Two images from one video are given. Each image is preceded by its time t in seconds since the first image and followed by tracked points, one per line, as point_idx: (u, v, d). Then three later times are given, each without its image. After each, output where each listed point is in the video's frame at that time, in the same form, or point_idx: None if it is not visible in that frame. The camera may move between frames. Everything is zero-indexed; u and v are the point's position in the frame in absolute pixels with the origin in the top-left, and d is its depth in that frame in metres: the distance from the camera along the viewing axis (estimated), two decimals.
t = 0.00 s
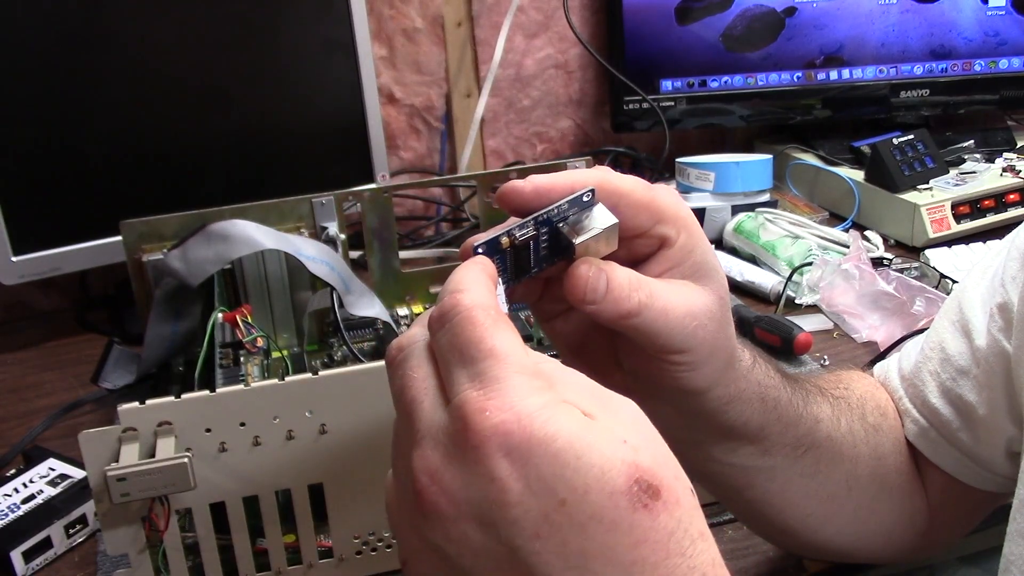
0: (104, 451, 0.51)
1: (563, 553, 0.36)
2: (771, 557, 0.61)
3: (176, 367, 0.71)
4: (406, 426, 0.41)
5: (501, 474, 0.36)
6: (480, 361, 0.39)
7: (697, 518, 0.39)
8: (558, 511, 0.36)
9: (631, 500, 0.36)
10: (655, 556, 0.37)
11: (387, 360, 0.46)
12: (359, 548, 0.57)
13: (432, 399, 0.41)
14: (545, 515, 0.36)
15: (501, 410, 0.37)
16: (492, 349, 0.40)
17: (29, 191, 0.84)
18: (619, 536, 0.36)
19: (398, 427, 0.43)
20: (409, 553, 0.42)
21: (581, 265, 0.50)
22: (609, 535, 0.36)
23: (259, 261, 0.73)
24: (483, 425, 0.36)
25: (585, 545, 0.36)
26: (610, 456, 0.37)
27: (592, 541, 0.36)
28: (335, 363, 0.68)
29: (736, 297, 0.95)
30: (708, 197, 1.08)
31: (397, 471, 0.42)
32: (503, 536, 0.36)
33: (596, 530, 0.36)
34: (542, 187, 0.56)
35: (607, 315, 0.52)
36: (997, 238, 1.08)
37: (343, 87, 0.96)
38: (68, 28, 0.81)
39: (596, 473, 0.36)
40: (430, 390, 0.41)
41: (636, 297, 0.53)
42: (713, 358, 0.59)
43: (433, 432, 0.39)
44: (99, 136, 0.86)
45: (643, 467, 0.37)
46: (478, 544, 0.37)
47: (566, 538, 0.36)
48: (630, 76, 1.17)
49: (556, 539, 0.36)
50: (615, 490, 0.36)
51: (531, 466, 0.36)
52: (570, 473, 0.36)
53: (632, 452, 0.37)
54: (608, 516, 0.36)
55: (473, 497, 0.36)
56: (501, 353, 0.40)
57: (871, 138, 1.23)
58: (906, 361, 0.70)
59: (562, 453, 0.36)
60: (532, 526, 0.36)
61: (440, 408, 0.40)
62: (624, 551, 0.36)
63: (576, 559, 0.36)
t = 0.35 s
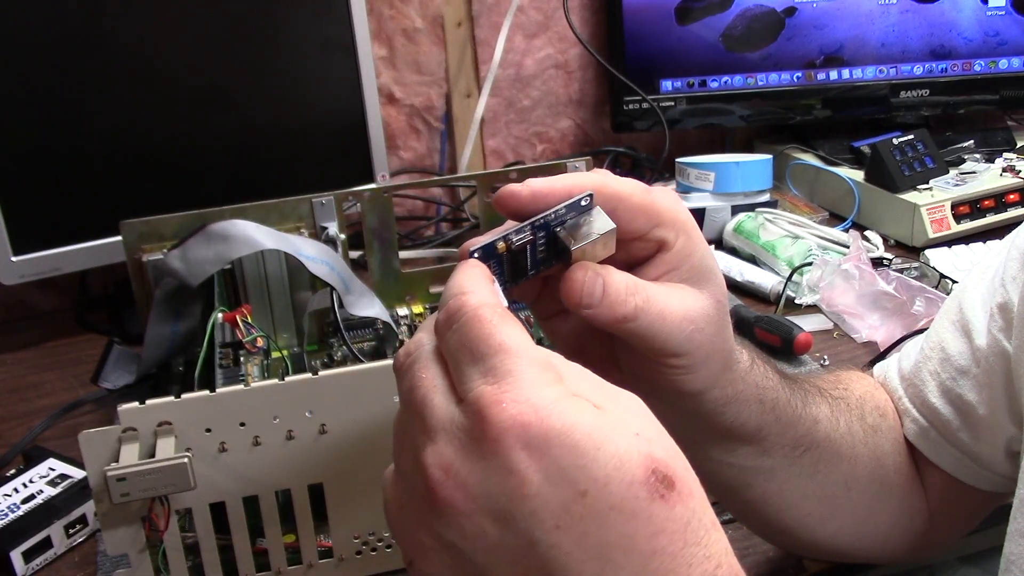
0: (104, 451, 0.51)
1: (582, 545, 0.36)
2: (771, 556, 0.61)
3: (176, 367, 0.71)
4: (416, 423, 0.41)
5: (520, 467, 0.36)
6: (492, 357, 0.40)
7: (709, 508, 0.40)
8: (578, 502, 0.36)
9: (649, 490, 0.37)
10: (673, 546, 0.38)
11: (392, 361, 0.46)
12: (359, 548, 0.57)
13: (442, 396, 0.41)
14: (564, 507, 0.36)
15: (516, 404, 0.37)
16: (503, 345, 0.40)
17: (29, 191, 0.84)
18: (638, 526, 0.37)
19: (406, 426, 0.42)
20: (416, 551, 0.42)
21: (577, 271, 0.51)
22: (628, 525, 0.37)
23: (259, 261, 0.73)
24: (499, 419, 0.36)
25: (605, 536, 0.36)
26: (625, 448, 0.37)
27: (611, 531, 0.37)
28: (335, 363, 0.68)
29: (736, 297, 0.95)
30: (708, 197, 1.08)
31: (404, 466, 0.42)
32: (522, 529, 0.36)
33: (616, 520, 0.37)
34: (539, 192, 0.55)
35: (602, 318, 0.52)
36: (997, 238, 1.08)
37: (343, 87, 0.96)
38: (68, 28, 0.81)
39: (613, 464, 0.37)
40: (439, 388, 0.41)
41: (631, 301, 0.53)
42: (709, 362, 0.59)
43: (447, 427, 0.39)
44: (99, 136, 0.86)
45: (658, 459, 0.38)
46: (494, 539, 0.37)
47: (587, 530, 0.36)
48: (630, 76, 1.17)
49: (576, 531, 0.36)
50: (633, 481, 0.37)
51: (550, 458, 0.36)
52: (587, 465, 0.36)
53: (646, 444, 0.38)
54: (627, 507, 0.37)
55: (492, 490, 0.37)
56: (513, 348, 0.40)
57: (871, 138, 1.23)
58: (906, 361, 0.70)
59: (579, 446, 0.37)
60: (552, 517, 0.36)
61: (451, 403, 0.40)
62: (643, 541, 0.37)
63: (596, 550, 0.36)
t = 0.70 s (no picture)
0: (104, 451, 0.51)
1: (597, 528, 0.37)
2: (771, 556, 0.62)
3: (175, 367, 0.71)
4: (418, 418, 0.41)
5: (538, 451, 0.36)
6: (497, 346, 0.39)
7: (717, 494, 0.41)
8: (594, 486, 0.37)
9: (662, 474, 0.39)
10: (685, 529, 0.39)
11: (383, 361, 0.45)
12: (359, 548, 0.57)
13: (444, 389, 0.40)
14: (582, 491, 0.37)
15: (532, 389, 0.37)
16: (507, 335, 0.40)
17: (29, 191, 0.84)
18: (653, 508, 0.38)
19: (407, 422, 0.42)
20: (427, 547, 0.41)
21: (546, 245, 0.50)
22: (643, 507, 0.38)
23: (259, 261, 0.73)
24: (516, 404, 0.37)
25: (622, 519, 0.37)
26: (638, 433, 0.39)
27: (627, 514, 0.38)
28: (335, 363, 0.68)
29: (736, 297, 0.95)
30: (708, 197, 1.08)
31: (412, 462, 0.42)
32: (538, 516, 0.37)
33: (632, 503, 0.38)
34: (488, 186, 0.60)
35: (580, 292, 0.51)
36: (997, 239, 1.08)
37: (343, 87, 0.96)
38: (68, 28, 0.81)
39: (628, 448, 0.38)
40: (440, 382, 0.41)
41: (605, 267, 0.51)
42: (694, 326, 0.58)
43: (456, 418, 0.39)
44: (99, 135, 0.86)
45: (669, 444, 0.39)
46: (507, 527, 0.38)
47: (603, 514, 0.37)
48: (630, 76, 1.17)
49: (593, 515, 0.37)
50: (647, 465, 0.38)
51: (567, 442, 0.37)
52: (603, 448, 0.37)
53: (658, 430, 0.40)
54: (642, 490, 0.38)
55: (505, 477, 0.37)
56: (516, 337, 0.40)
57: (871, 138, 1.23)
58: (904, 360, 0.70)
59: (594, 430, 0.38)
60: (569, 501, 0.37)
61: (456, 395, 0.40)
62: (657, 524, 0.38)
63: (612, 533, 0.37)
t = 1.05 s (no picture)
0: (104, 451, 0.51)
1: (574, 537, 0.36)
2: (771, 556, 0.62)
3: (175, 367, 0.71)
4: (411, 431, 0.42)
5: (512, 461, 0.36)
6: (480, 359, 0.40)
7: (705, 498, 0.40)
8: (569, 495, 0.36)
9: (639, 481, 0.37)
10: (666, 537, 0.37)
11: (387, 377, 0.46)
12: (359, 548, 0.57)
13: (434, 402, 0.41)
14: (556, 499, 0.36)
15: (507, 400, 0.37)
16: (491, 346, 0.40)
17: (29, 191, 0.84)
18: (631, 517, 0.37)
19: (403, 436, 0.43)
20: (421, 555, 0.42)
21: (507, 262, 0.52)
22: (620, 516, 0.36)
23: (259, 261, 0.73)
24: (491, 415, 0.37)
25: (598, 528, 0.36)
26: (616, 440, 0.37)
27: (604, 523, 0.36)
28: (335, 363, 0.68)
29: (735, 297, 0.95)
30: (708, 198, 1.08)
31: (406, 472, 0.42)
32: (518, 524, 0.36)
33: (609, 512, 0.36)
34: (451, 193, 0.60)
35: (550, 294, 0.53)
36: (997, 239, 1.08)
37: (343, 87, 0.96)
38: (68, 28, 0.81)
39: (602, 456, 0.37)
40: (431, 395, 0.42)
41: (568, 266, 0.53)
42: (670, 301, 0.60)
43: (441, 430, 0.39)
44: (99, 135, 0.86)
45: (648, 450, 0.38)
46: (490, 536, 0.37)
47: (579, 522, 0.36)
48: (630, 76, 1.17)
49: (569, 523, 0.36)
50: (623, 472, 0.37)
51: (541, 451, 0.36)
52: (578, 456, 0.36)
53: (638, 437, 0.38)
54: (618, 497, 0.36)
55: (483, 485, 0.37)
56: (501, 348, 0.40)
57: (871, 138, 1.23)
58: (903, 359, 0.69)
59: (569, 438, 0.37)
60: (545, 510, 0.36)
61: (445, 408, 0.40)
62: (636, 533, 0.37)
63: (589, 543, 0.36)
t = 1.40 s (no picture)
0: (104, 451, 0.51)
1: (562, 499, 0.36)
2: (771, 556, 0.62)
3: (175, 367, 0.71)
4: (397, 411, 0.42)
5: (495, 426, 0.36)
6: (457, 334, 0.40)
7: (691, 458, 0.39)
8: (554, 457, 0.36)
9: (623, 439, 0.37)
10: (654, 493, 0.37)
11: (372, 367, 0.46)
12: (359, 548, 0.57)
13: (416, 381, 0.41)
14: (542, 462, 0.36)
15: (487, 367, 0.37)
16: (467, 321, 0.40)
17: (29, 190, 0.84)
18: (618, 476, 0.36)
19: (390, 419, 0.43)
20: (418, 529, 0.42)
21: (486, 259, 0.51)
22: (606, 475, 0.36)
23: (259, 261, 0.73)
24: (470, 383, 0.37)
25: (586, 489, 0.36)
26: (598, 400, 0.37)
27: (591, 483, 0.36)
28: (335, 363, 0.68)
29: (736, 297, 0.95)
30: (708, 198, 1.08)
31: (396, 453, 0.42)
32: (507, 490, 0.37)
33: (595, 471, 0.36)
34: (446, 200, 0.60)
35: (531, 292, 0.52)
36: (997, 239, 1.08)
37: (343, 87, 0.96)
38: (68, 28, 0.81)
39: (585, 417, 0.36)
40: (413, 376, 0.42)
41: (548, 263, 0.52)
42: (658, 298, 0.60)
43: (424, 405, 0.40)
44: (98, 135, 0.86)
45: (631, 410, 0.38)
46: (481, 501, 0.38)
47: (565, 483, 0.36)
48: (630, 76, 1.17)
49: (556, 485, 0.36)
50: (607, 431, 0.37)
51: (524, 414, 0.36)
52: (561, 418, 0.36)
53: (620, 397, 0.38)
54: (603, 456, 0.36)
55: (468, 452, 0.37)
56: (477, 322, 0.40)
57: (871, 138, 1.23)
58: (900, 356, 0.69)
59: (551, 402, 0.36)
60: (530, 474, 0.36)
61: (427, 385, 0.41)
62: (624, 491, 0.36)
63: (578, 504, 0.36)
